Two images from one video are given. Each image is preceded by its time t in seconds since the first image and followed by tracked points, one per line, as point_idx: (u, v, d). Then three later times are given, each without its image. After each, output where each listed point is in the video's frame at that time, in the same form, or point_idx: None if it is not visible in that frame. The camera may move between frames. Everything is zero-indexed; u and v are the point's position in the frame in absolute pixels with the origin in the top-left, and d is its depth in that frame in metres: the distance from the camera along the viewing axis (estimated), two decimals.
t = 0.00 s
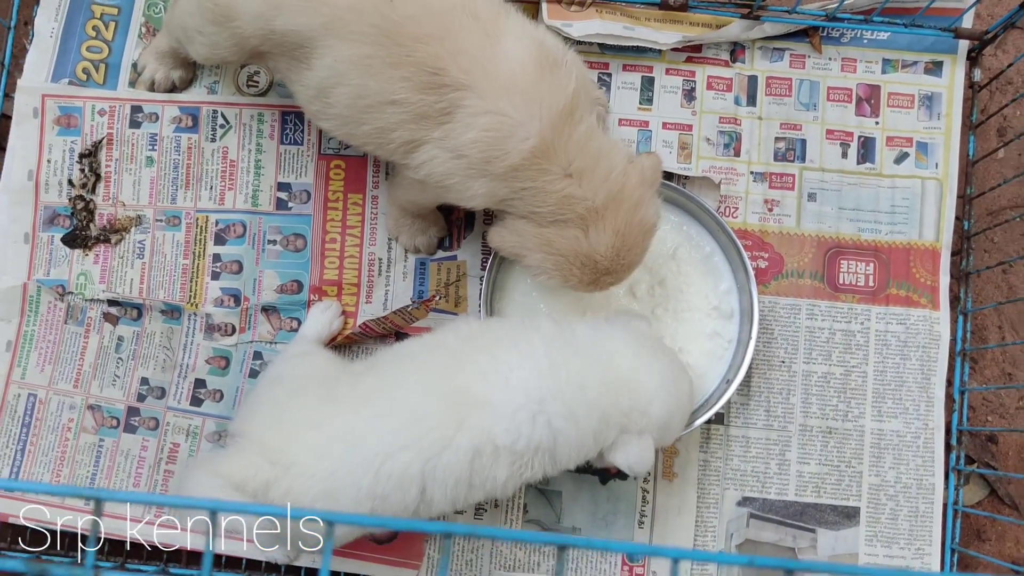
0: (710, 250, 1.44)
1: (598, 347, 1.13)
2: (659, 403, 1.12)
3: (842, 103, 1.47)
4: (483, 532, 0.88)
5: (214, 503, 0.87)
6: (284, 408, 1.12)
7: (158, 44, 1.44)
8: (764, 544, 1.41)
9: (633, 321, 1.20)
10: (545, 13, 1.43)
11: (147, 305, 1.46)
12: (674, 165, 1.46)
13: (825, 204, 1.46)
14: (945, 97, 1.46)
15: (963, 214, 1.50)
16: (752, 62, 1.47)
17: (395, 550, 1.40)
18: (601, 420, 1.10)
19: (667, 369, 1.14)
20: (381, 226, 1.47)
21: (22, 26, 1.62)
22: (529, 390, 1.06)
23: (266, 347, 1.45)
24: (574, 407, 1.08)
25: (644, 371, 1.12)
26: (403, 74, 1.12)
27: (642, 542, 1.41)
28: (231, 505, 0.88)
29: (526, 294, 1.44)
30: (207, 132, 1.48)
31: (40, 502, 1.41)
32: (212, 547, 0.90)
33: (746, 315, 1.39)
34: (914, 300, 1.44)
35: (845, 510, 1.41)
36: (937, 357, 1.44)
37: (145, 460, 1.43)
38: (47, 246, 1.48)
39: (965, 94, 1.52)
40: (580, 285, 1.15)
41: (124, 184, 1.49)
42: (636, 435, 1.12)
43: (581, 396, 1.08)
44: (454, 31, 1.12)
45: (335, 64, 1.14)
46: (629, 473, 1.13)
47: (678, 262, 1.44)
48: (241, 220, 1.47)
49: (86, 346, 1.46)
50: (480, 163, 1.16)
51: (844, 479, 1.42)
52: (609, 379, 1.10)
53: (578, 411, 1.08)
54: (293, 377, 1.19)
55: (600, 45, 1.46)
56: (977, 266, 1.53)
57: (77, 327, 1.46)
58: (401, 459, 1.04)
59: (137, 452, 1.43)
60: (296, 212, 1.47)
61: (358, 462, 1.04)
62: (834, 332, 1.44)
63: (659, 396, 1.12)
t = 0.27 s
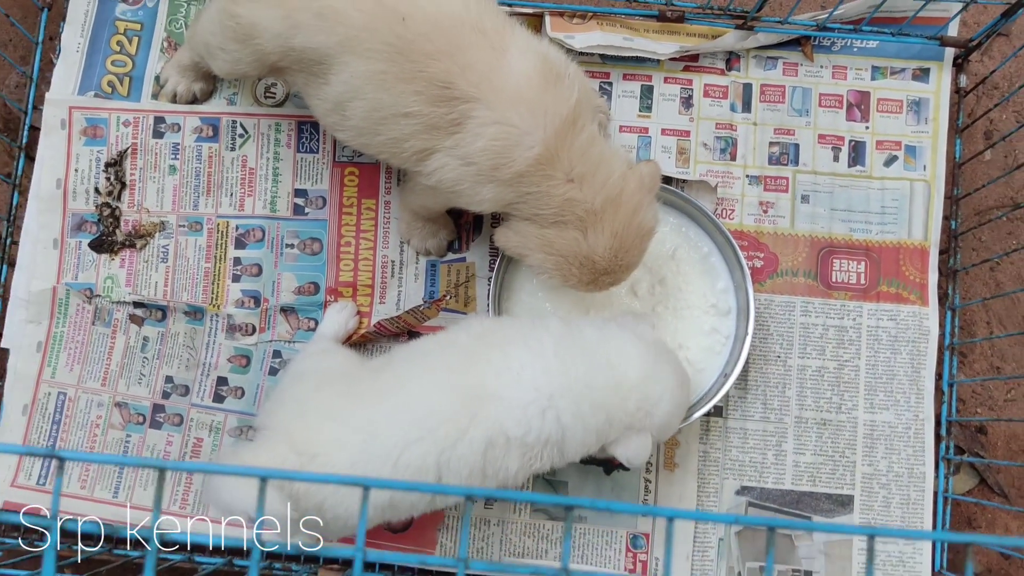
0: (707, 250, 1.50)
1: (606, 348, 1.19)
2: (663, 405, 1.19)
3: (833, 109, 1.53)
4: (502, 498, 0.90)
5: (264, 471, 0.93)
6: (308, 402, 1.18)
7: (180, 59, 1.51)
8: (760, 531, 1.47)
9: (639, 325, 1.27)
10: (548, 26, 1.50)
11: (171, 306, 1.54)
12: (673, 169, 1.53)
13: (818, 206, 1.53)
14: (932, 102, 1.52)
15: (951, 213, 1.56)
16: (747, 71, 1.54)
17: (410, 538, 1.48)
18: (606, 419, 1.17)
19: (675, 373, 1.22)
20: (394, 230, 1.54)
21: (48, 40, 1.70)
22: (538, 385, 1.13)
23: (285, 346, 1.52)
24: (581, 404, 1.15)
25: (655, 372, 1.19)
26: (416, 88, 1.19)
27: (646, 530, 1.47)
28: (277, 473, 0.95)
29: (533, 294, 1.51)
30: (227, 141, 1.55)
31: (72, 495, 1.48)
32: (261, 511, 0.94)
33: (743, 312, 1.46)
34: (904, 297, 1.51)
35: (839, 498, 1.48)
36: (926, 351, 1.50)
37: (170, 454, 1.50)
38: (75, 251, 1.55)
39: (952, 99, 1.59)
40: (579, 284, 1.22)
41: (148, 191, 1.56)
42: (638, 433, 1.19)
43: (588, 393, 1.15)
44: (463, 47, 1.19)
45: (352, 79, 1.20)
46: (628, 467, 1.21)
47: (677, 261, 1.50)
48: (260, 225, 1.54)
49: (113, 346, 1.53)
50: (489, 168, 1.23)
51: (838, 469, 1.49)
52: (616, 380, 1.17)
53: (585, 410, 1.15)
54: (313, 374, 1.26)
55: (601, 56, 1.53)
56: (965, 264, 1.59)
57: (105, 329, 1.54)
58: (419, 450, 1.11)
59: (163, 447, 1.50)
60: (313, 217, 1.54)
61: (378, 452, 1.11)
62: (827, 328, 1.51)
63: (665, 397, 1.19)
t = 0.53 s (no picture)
0: (706, 249, 1.56)
1: (605, 344, 1.25)
2: (662, 402, 1.24)
3: (826, 112, 1.59)
4: (512, 472, 0.94)
5: (296, 450, 0.94)
6: (320, 396, 1.23)
7: (196, 65, 1.57)
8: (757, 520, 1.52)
9: (643, 323, 1.32)
10: (551, 33, 1.56)
11: (188, 305, 1.59)
12: (672, 170, 1.58)
13: (813, 206, 1.58)
14: (922, 104, 1.57)
15: (941, 212, 1.61)
16: (744, 75, 1.59)
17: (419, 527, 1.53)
18: (604, 410, 1.22)
19: (674, 372, 1.26)
20: (403, 230, 1.59)
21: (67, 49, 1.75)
22: (540, 379, 1.19)
23: (299, 343, 1.58)
24: (581, 397, 1.20)
25: (655, 371, 1.24)
26: (423, 90, 1.24)
27: (647, 519, 1.53)
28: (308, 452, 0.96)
29: (537, 291, 1.56)
30: (241, 145, 1.61)
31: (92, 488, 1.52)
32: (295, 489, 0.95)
33: (740, 309, 1.51)
34: (896, 293, 1.56)
35: (834, 488, 1.53)
36: (918, 346, 1.55)
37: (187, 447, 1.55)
38: (95, 252, 1.60)
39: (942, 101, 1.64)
40: (581, 282, 1.28)
41: (165, 194, 1.61)
42: (638, 428, 1.24)
43: (587, 385, 1.20)
44: (469, 52, 1.24)
45: (362, 82, 1.26)
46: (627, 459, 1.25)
47: (677, 260, 1.56)
48: (274, 226, 1.59)
49: (132, 343, 1.59)
50: (493, 167, 1.28)
51: (833, 460, 1.54)
52: (616, 375, 1.22)
53: (583, 401, 1.20)
54: (327, 368, 1.31)
55: (602, 61, 1.58)
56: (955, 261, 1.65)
57: (124, 327, 1.59)
58: (428, 442, 1.16)
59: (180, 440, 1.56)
60: (324, 218, 1.60)
61: (388, 444, 1.16)
62: (821, 323, 1.56)
63: (664, 394, 1.24)
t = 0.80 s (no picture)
0: (705, 251, 1.59)
1: (607, 344, 1.28)
2: (660, 399, 1.28)
3: (823, 116, 1.62)
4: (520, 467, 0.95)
5: (315, 446, 0.96)
6: (328, 394, 1.27)
7: (206, 71, 1.60)
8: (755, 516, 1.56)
9: (642, 326, 1.36)
10: (553, 39, 1.59)
11: (198, 306, 1.63)
12: (672, 174, 1.61)
13: (810, 208, 1.61)
14: (917, 109, 1.61)
15: (936, 215, 1.65)
16: (742, 81, 1.62)
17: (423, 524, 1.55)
18: (608, 409, 1.25)
19: (670, 372, 1.30)
20: (408, 232, 1.63)
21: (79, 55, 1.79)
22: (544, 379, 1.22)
23: (306, 343, 1.61)
24: (585, 397, 1.23)
25: (653, 371, 1.28)
26: (429, 97, 1.27)
27: (647, 516, 1.56)
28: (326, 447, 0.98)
29: (539, 292, 1.59)
30: (250, 149, 1.64)
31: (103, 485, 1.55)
32: (314, 482, 0.97)
33: (739, 310, 1.54)
34: (892, 294, 1.59)
35: (830, 485, 1.56)
36: (913, 346, 1.58)
37: (197, 445, 1.59)
38: (107, 254, 1.64)
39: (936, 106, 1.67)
40: (585, 281, 1.32)
41: (176, 197, 1.64)
42: (638, 427, 1.27)
43: (590, 385, 1.23)
44: (474, 60, 1.27)
45: (369, 89, 1.29)
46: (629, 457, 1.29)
47: (676, 261, 1.59)
48: (282, 229, 1.63)
49: (144, 344, 1.62)
50: (497, 172, 1.31)
51: (830, 458, 1.57)
52: (618, 373, 1.26)
53: (588, 402, 1.23)
54: (335, 367, 1.35)
55: (603, 67, 1.61)
56: (950, 262, 1.68)
57: (135, 327, 1.63)
58: (432, 440, 1.19)
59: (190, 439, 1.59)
60: (331, 221, 1.63)
61: (394, 442, 1.19)
62: (819, 323, 1.59)
63: (661, 393, 1.28)
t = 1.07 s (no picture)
0: (708, 251, 1.60)
1: (614, 340, 1.30)
2: (668, 390, 1.29)
3: (825, 117, 1.63)
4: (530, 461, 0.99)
5: (329, 442, 0.97)
6: (337, 392, 1.28)
7: (212, 72, 1.61)
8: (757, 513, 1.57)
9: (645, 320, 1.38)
10: (558, 40, 1.60)
11: (205, 305, 1.64)
12: (675, 174, 1.63)
13: (812, 208, 1.62)
14: (919, 110, 1.62)
15: (937, 215, 1.65)
16: (745, 81, 1.64)
17: (429, 522, 1.55)
18: (615, 404, 1.26)
19: (676, 363, 1.31)
20: (414, 232, 1.64)
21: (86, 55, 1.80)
22: (550, 378, 1.23)
23: (313, 342, 1.63)
24: (590, 393, 1.25)
25: (657, 363, 1.29)
26: (435, 100, 1.28)
27: (651, 513, 1.57)
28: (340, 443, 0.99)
29: (544, 291, 1.61)
30: (257, 150, 1.66)
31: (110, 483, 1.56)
32: (329, 478, 0.98)
33: (741, 309, 1.55)
34: (893, 293, 1.60)
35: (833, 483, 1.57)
36: (914, 345, 1.60)
37: (205, 444, 1.60)
38: (115, 254, 1.65)
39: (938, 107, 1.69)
40: (586, 282, 1.33)
41: (183, 197, 1.66)
42: (648, 415, 1.28)
43: (596, 382, 1.25)
44: (480, 63, 1.28)
45: (376, 92, 1.30)
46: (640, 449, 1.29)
47: (680, 261, 1.61)
48: (289, 229, 1.64)
49: (151, 342, 1.63)
50: (503, 174, 1.32)
51: (832, 456, 1.58)
52: (624, 368, 1.27)
53: (593, 400, 1.25)
54: (343, 366, 1.36)
55: (607, 68, 1.63)
56: (951, 262, 1.69)
57: (143, 326, 1.64)
58: (441, 437, 1.20)
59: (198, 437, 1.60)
60: (337, 220, 1.65)
61: (404, 439, 1.20)
62: (820, 323, 1.60)
63: (669, 384, 1.29)
